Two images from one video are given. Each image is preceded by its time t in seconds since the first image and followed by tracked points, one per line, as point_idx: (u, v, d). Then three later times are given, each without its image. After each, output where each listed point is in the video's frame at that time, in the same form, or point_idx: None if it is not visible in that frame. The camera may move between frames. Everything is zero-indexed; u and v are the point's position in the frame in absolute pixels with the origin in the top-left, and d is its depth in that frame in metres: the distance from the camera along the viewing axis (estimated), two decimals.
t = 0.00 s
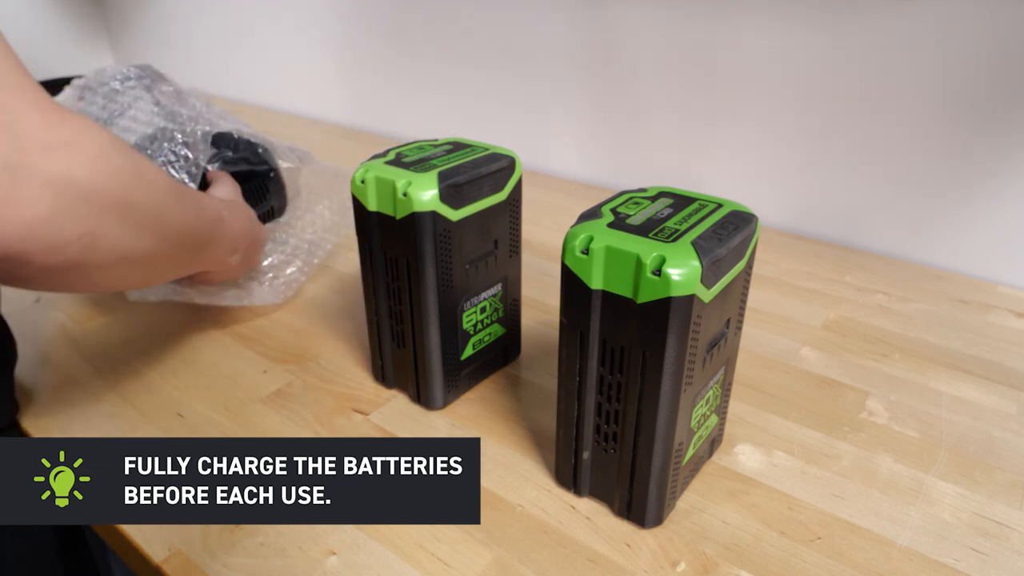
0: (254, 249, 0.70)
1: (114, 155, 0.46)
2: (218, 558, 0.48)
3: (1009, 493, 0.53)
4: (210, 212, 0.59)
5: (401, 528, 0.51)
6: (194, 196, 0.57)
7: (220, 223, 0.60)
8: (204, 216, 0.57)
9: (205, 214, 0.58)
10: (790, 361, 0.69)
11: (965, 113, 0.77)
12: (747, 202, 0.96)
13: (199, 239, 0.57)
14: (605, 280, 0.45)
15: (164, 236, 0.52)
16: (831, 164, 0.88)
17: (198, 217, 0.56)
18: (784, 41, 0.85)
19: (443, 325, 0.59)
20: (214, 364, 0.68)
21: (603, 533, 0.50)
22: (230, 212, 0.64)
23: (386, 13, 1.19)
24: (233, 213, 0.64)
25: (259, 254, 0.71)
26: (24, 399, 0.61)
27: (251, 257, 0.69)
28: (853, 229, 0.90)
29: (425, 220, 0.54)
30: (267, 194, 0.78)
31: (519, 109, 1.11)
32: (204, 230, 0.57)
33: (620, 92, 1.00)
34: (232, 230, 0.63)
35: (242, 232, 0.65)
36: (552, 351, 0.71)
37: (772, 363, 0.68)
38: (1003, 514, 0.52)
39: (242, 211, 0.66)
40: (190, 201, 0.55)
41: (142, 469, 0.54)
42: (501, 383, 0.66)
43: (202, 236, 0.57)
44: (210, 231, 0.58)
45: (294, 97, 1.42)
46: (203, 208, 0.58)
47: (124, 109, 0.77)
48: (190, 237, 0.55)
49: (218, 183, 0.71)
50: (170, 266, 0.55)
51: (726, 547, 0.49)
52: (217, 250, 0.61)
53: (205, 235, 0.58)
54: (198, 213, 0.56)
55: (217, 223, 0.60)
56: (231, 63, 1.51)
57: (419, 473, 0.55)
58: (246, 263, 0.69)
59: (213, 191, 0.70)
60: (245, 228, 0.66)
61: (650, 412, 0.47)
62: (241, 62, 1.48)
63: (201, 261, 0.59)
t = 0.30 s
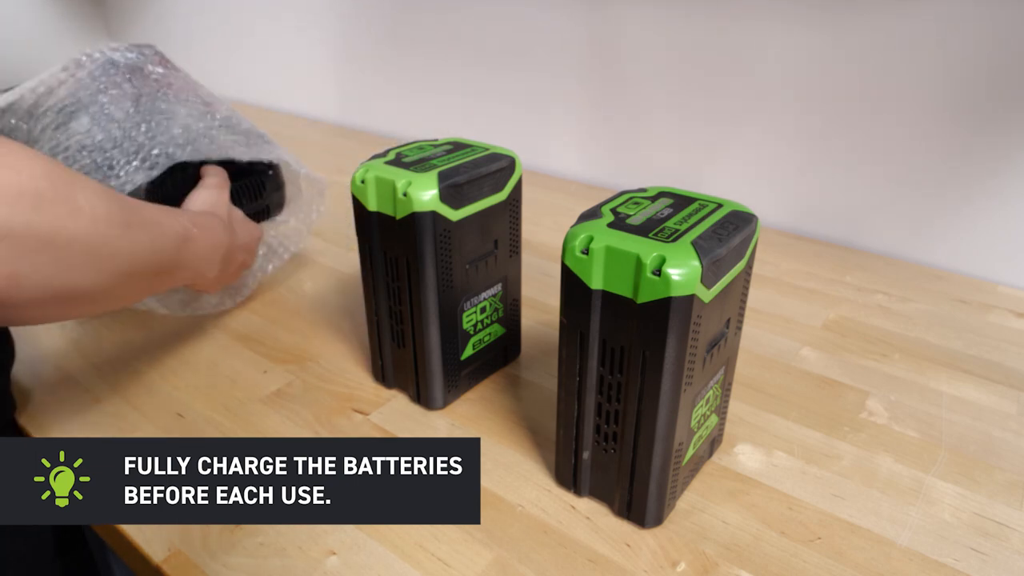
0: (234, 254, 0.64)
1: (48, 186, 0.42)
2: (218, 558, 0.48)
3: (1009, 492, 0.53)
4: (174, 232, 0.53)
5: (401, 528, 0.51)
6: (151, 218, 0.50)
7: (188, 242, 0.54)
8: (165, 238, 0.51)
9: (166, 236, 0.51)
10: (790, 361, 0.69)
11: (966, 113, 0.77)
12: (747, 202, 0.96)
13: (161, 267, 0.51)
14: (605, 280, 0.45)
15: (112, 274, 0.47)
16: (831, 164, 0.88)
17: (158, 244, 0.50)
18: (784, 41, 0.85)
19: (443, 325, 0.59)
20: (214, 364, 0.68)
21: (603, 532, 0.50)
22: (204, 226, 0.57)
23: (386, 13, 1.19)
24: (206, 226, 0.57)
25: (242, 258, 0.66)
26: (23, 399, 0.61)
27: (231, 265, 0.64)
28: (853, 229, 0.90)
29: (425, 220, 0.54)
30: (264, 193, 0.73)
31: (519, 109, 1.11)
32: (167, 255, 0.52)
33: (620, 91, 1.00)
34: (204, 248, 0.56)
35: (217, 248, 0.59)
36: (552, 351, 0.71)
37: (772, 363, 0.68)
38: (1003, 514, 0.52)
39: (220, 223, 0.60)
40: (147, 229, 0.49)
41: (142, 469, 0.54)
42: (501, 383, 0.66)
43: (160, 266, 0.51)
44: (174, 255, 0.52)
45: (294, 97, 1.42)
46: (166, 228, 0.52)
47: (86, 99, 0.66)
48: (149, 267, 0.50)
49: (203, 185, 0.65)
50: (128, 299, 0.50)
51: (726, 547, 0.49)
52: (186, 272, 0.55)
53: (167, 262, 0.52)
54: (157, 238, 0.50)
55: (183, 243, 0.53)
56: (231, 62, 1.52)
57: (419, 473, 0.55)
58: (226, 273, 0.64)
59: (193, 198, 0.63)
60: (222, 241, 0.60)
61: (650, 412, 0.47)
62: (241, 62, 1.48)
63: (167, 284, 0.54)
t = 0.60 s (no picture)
0: (226, 244, 0.60)
1: None
2: (218, 557, 0.48)
3: (1009, 492, 0.53)
4: (149, 229, 0.49)
5: (401, 528, 0.51)
6: (117, 216, 0.47)
7: (166, 238, 0.51)
8: (136, 238, 0.48)
9: (137, 234, 0.48)
10: (790, 361, 0.69)
11: (966, 112, 0.77)
12: (747, 202, 0.96)
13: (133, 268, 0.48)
14: (605, 280, 0.45)
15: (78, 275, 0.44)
16: (831, 164, 0.88)
17: (126, 245, 0.47)
18: (784, 41, 0.85)
19: (442, 325, 0.59)
20: (214, 364, 0.68)
21: (603, 532, 0.50)
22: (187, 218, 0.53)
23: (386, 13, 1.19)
24: (189, 219, 0.53)
25: (235, 248, 0.62)
26: (23, 399, 0.62)
27: (222, 256, 0.61)
28: (853, 229, 0.90)
29: (425, 219, 0.54)
30: (268, 182, 0.70)
31: (519, 109, 1.11)
32: (140, 256, 0.48)
33: (620, 91, 1.00)
34: (186, 243, 0.53)
35: (203, 242, 0.55)
36: (552, 351, 0.71)
37: (772, 363, 0.68)
38: (1003, 513, 0.52)
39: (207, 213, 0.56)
40: (112, 231, 0.46)
41: (142, 469, 0.55)
42: (501, 383, 0.66)
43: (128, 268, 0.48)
44: (148, 254, 0.49)
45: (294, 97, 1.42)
46: (137, 226, 0.48)
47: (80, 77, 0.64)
48: (116, 270, 0.47)
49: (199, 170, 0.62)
50: (98, 299, 0.48)
51: (726, 547, 0.49)
52: (167, 268, 0.52)
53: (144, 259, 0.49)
54: (125, 240, 0.47)
55: (159, 241, 0.50)
56: (231, 62, 1.52)
57: (419, 473, 0.55)
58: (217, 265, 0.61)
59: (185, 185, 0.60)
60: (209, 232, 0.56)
61: (650, 412, 0.47)
62: (241, 63, 1.48)
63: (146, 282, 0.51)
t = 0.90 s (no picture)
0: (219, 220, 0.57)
1: None
2: (218, 558, 0.48)
3: (1009, 493, 0.53)
4: (129, 211, 0.46)
5: (401, 528, 0.51)
6: (92, 199, 0.44)
7: (150, 218, 0.48)
8: (116, 222, 0.45)
9: (117, 217, 0.45)
10: (790, 361, 0.69)
11: (966, 112, 0.77)
12: (747, 202, 0.96)
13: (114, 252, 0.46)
14: (605, 280, 0.45)
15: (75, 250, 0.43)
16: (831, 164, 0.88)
17: (104, 230, 0.44)
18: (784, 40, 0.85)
19: (443, 325, 0.59)
20: (214, 364, 0.68)
21: (603, 532, 0.50)
22: (172, 197, 0.51)
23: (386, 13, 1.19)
24: (173, 197, 0.51)
25: (230, 225, 0.59)
26: (23, 398, 0.62)
27: (216, 234, 0.58)
28: (853, 229, 0.90)
29: (425, 220, 0.54)
30: (257, 154, 0.70)
31: (519, 109, 1.11)
32: (122, 240, 0.46)
33: (620, 91, 1.00)
34: (171, 221, 0.50)
35: (190, 220, 0.52)
36: (552, 351, 0.71)
37: (772, 363, 0.68)
38: (1003, 514, 0.52)
39: (194, 190, 0.53)
40: (89, 216, 0.43)
41: (142, 469, 0.55)
42: (501, 383, 0.66)
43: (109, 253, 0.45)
44: (131, 236, 0.47)
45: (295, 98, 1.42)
46: (117, 209, 0.46)
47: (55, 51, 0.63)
48: (94, 256, 0.44)
49: (185, 148, 0.59)
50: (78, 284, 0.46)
51: (726, 547, 0.49)
52: (154, 249, 0.49)
53: (125, 241, 0.46)
54: (105, 224, 0.44)
55: (143, 222, 0.47)
56: (232, 63, 1.52)
57: (419, 473, 0.55)
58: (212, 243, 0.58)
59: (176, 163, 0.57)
60: (196, 208, 0.53)
61: (650, 413, 0.47)
62: (241, 63, 1.49)
63: (132, 265, 0.49)
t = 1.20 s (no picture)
0: (222, 253, 0.56)
1: None
2: (218, 557, 0.48)
3: (1009, 493, 0.53)
4: (114, 241, 0.46)
5: (401, 528, 0.51)
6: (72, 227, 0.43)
7: (138, 250, 0.47)
8: (96, 252, 0.45)
9: (98, 247, 0.45)
10: (790, 361, 0.69)
11: (966, 112, 0.77)
12: (747, 202, 0.96)
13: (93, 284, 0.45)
14: (605, 280, 0.45)
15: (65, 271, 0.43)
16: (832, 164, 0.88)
17: (79, 260, 0.44)
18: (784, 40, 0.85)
19: (443, 325, 0.59)
20: (214, 364, 0.68)
21: (603, 532, 0.50)
22: (169, 227, 0.50)
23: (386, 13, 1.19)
24: (169, 227, 0.50)
25: (236, 256, 0.58)
26: (23, 399, 0.61)
27: (220, 266, 0.57)
28: (853, 229, 0.90)
29: (424, 220, 0.54)
30: (279, 181, 0.68)
31: (519, 109, 1.11)
32: (101, 270, 0.45)
33: (620, 91, 1.00)
34: (163, 254, 0.49)
35: (186, 253, 0.51)
36: (552, 351, 0.71)
37: (771, 363, 0.68)
38: (1003, 514, 0.51)
39: (196, 222, 0.52)
40: (62, 244, 0.43)
41: (142, 469, 0.55)
42: (501, 383, 0.66)
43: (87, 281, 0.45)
44: (113, 266, 0.46)
45: (295, 98, 1.42)
46: (98, 238, 0.45)
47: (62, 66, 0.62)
48: (67, 286, 0.44)
49: (195, 175, 0.58)
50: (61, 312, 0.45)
51: (726, 547, 0.49)
52: (142, 281, 0.48)
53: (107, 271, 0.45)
54: (80, 254, 0.44)
55: (127, 253, 0.47)
56: (232, 62, 1.52)
57: (419, 473, 0.55)
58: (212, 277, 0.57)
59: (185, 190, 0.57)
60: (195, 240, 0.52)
61: (650, 413, 0.47)
62: (241, 62, 1.49)
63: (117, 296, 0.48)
